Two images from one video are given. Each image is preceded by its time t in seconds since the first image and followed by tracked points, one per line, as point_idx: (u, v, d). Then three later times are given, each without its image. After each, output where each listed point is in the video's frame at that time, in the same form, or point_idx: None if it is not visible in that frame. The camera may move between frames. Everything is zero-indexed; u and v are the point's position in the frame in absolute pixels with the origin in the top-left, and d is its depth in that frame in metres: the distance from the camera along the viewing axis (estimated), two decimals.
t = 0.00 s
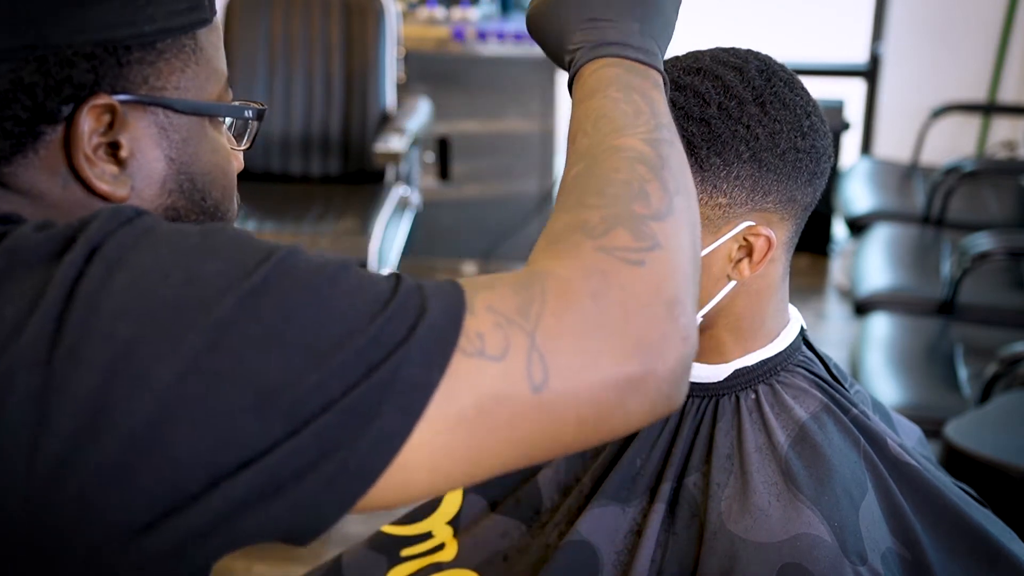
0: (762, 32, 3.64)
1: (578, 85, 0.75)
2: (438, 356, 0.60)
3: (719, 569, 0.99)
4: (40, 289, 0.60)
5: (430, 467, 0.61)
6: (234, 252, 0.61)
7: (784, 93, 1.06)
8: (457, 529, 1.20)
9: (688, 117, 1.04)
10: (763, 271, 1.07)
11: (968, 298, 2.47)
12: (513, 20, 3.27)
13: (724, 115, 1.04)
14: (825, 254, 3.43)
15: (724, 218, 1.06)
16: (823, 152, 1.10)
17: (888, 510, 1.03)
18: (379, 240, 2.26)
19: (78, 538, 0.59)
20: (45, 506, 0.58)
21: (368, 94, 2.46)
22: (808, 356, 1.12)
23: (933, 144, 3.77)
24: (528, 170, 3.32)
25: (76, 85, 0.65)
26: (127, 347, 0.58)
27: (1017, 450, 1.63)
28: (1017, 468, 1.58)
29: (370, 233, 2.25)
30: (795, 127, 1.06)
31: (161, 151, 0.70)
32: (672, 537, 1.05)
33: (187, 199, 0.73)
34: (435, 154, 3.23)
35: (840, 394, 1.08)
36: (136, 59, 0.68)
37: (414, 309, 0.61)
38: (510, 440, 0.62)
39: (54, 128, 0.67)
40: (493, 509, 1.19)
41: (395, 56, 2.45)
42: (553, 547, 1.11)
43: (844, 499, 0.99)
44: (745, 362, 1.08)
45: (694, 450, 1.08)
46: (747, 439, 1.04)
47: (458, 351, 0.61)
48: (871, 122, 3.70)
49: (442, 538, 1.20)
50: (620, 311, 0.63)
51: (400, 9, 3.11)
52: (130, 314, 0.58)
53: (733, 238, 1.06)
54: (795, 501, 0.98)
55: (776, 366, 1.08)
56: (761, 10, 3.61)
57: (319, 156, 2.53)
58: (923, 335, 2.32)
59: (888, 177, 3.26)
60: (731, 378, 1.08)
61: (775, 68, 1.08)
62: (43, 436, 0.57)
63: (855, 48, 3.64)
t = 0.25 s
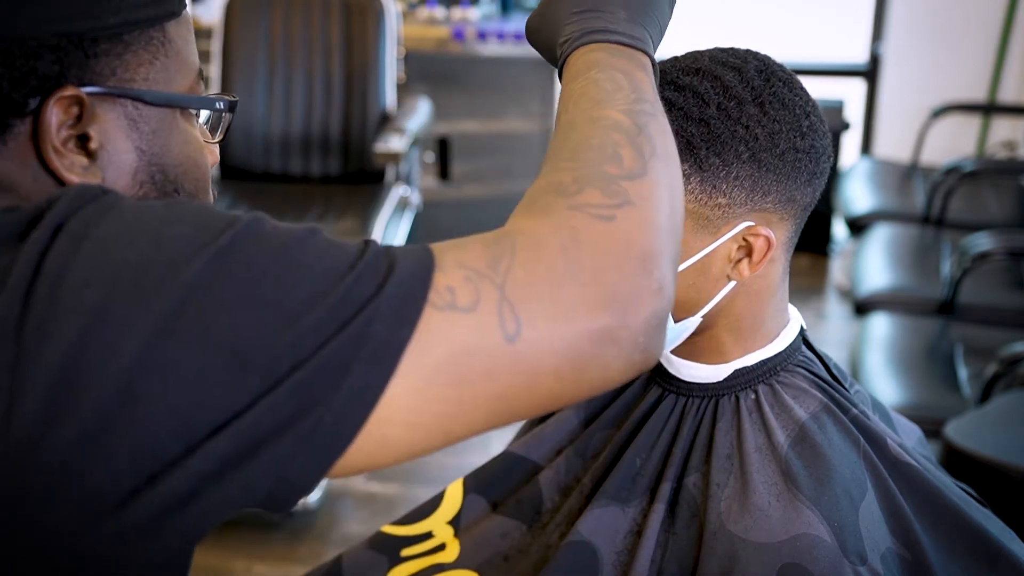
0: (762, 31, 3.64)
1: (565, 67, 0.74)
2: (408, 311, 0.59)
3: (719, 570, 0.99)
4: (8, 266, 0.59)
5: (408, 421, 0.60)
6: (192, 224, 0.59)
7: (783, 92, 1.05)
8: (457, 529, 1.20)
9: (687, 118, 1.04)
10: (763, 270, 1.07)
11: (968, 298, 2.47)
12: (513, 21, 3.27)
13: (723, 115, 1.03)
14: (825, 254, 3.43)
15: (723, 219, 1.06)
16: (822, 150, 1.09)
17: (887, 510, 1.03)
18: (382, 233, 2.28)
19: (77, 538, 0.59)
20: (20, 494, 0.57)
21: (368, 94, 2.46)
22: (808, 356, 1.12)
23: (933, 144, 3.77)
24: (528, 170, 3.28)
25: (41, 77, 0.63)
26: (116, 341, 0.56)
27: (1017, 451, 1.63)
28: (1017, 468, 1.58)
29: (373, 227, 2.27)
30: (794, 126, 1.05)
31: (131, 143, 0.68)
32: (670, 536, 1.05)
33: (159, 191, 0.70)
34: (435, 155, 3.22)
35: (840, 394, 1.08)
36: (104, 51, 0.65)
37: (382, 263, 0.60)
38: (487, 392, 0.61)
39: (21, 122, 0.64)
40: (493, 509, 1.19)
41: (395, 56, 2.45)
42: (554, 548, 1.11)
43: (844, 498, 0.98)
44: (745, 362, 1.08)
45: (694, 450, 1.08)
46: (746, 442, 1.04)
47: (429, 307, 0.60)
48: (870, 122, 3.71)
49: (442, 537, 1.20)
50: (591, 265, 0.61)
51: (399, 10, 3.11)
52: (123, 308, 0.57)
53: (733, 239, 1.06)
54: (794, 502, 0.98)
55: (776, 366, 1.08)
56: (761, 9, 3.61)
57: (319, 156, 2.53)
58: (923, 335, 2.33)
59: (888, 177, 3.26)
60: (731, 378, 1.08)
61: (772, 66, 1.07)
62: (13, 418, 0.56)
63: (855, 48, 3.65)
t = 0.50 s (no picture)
0: (761, 31, 3.64)
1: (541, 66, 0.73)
2: (385, 293, 0.58)
3: (720, 570, 0.99)
4: None
5: (390, 403, 0.59)
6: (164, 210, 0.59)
7: (786, 93, 1.05)
8: (457, 529, 1.19)
9: (689, 118, 1.04)
10: (765, 271, 1.08)
11: (968, 298, 2.47)
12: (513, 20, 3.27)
13: (726, 116, 1.03)
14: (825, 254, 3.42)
15: (725, 219, 1.06)
16: (824, 152, 1.09)
17: (888, 510, 1.03)
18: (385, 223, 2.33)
19: (83, 534, 0.58)
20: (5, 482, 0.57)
21: (368, 94, 2.46)
22: (808, 356, 1.12)
23: (933, 144, 3.77)
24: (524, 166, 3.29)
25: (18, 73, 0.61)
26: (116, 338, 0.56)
27: (1018, 451, 1.63)
28: (1017, 468, 1.58)
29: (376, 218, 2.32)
30: (797, 127, 1.05)
31: (112, 140, 0.66)
32: (670, 536, 1.05)
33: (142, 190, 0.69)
34: (435, 155, 3.21)
35: (841, 394, 1.08)
36: (82, 48, 0.63)
37: (360, 245, 0.59)
38: (467, 372, 0.59)
39: None
40: (493, 508, 1.19)
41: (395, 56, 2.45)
42: (554, 548, 1.11)
43: (845, 499, 0.99)
44: (746, 362, 1.08)
45: (695, 450, 1.08)
46: (748, 442, 1.04)
47: (407, 289, 0.58)
48: (870, 122, 3.71)
49: (442, 537, 1.20)
50: (571, 243, 0.59)
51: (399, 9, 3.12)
52: (119, 302, 0.56)
53: (734, 239, 1.06)
54: (795, 503, 0.98)
55: (776, 366, 1.08)
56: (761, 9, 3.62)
57: (319, 156, 2.53)
58: (923, 335, 2.33)
59: (888, 177, 3.26)
60: (732, 378, 1.08)
61: (775, 66, 1.07)
62: None
63: (855, 48, 3.66)
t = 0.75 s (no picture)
0: (762, 32, 3.63)
1: (538, 49, 0.75)
2: (367, 259, 0.60)
3: (719, 570, 0.98)
4: None
5: (380, 372, 0.61)
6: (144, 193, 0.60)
7: (783, 92, 1.04)
8: (457, 529, 1.19)
9: (686, 119, 1.03)
10: (764, 270, 1.08)
11: (968, 298, 2.47)
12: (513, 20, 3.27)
13: (723, 117, 1.03)
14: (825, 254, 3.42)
15: (724, 219, 1.06)
16: (822, 151, 1.08)
17: (887, 510, 1.03)
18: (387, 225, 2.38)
19: (90, 519, 0.59)
20: None
21: (368, 94, 2.46)
22: (808, 356, 1.13)
23: (933, 144, 3.77)
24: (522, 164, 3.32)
25: None
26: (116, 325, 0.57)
27: (1017, 451, 1.63)
28: (1016, 468, 1.58)
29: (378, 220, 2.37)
30: (794, 127, 1.04)
31: (90, 137, 0.68)
32: (670, 536, 1.05)
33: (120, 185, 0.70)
34: (435, 154, 3.20)
35: (839, 394, 1.08)
36: (59, 45, 0.65)
37: (339, 217, 0.61)
38: (451, 334, 0.61)
39: None
40: (493, 508, 1.19)
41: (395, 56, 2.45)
42: (554, 547, 1.11)
43: (844, 499, 0.99)
44: (744, 361, 1.08)
45: (694, 449, 1.08)
46: (746, 444, 1.04)
47: (389, 253, 0.60)
48: (870, 122, 3.71)
49: (442, 538, 1.20)
50: (547, 206, 0.62)
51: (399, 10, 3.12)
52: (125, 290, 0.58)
53: (733, 239, 1.07)
54: (794, 502, 0.98)
55: (775, 366, 1.08)
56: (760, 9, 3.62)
57: (319, 155, 2.52)
58: (923, 335, 2.33)
59: (888, 177, 3.26)
60: (731, 378, 1.08)
61: (771, 66, 1.07)
62: None
63: (854, 48, 3.67)
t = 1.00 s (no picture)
0: (761, 32, 3.62)
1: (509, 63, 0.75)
2: (350, 240, 0.59)
3: (720, 570, 0.99)
4: None
5: (367, 346, 0.60)
6: (130, 181, 0.61)
7: (791, 94, 1.04)
8: (457, 528, 1.19)
9: (693, 119, 1.03)
10: (768, 272, 1.08)
11: (968, 298, 2.47)
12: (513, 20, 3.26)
13: (731, 117, 1.02)
14: (825, 254, 3.42)
15: (729, 220, 1.06)
16: (829, 153, 1.08)
17: (889, 510, 1.03)
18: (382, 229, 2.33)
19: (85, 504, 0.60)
20: None
21: (368, 93, 2.46)
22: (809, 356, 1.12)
23: (933, 144, 3.77)
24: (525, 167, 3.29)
25: None
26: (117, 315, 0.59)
27: (1017, 451, 1.63)
28: (1016, 468, 1.58)
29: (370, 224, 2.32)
30: (802, 129, 1.04)
31: (73, 136, 0.68)
32: (671, 536, 1.05)
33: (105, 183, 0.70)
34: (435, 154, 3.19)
35: (841, 394, 1.08)
36: (42, 46, 0.65)
37: (323, 203, 0.61)
38: (438, 316, 0.60)
39: None
40: (494, 507, 1.19)
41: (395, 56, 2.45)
42: (556, 547, 1.11)
43: (847, 500, 0.99)
44: (747, 362, 1.08)
45: (696, 449, 1.08)
46: (748, 446, 1.04)
47: (373, 232, 0.60)
48: (870, 122, 3.70)
49: (441, 536, 1.20)
50: (530, 188, 0.62)
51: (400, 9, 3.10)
52: (131, 284, 0.58)
53: (738, 240, 1.06)
54: (797, 502, 0.98)
55: (778, 366, 1.08)
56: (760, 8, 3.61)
57: (319, 156, 2.52)
58: (923, 335, 2.33)
59: (888, 177, 3.26)
60: (733, 378, 1.08)
61: (779, 67, 1.06)
62: None
63: (855, 48, 3.66)
